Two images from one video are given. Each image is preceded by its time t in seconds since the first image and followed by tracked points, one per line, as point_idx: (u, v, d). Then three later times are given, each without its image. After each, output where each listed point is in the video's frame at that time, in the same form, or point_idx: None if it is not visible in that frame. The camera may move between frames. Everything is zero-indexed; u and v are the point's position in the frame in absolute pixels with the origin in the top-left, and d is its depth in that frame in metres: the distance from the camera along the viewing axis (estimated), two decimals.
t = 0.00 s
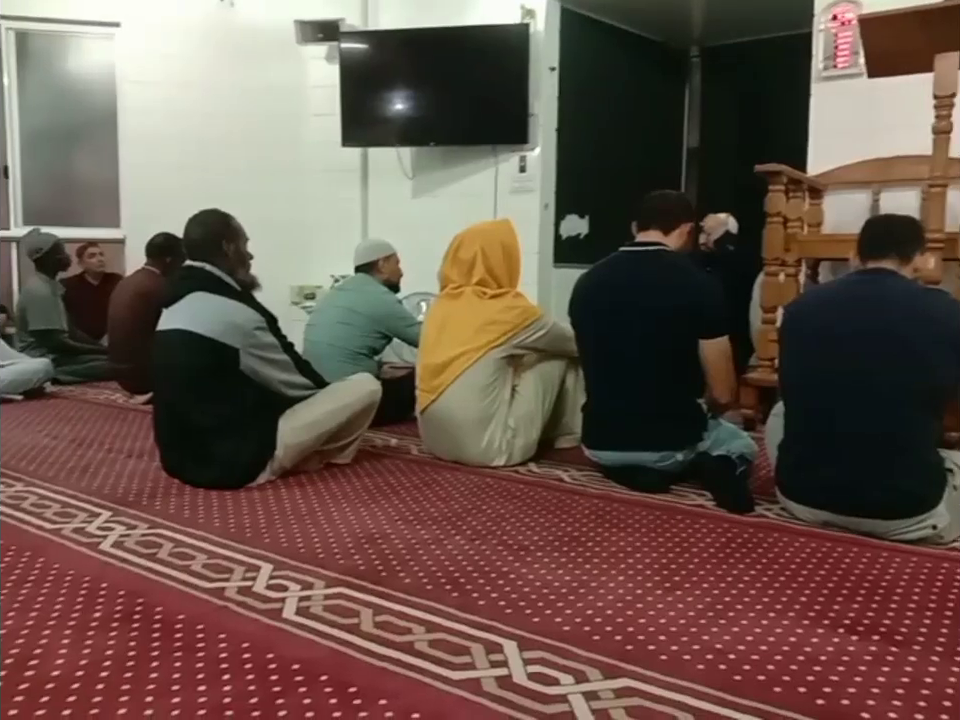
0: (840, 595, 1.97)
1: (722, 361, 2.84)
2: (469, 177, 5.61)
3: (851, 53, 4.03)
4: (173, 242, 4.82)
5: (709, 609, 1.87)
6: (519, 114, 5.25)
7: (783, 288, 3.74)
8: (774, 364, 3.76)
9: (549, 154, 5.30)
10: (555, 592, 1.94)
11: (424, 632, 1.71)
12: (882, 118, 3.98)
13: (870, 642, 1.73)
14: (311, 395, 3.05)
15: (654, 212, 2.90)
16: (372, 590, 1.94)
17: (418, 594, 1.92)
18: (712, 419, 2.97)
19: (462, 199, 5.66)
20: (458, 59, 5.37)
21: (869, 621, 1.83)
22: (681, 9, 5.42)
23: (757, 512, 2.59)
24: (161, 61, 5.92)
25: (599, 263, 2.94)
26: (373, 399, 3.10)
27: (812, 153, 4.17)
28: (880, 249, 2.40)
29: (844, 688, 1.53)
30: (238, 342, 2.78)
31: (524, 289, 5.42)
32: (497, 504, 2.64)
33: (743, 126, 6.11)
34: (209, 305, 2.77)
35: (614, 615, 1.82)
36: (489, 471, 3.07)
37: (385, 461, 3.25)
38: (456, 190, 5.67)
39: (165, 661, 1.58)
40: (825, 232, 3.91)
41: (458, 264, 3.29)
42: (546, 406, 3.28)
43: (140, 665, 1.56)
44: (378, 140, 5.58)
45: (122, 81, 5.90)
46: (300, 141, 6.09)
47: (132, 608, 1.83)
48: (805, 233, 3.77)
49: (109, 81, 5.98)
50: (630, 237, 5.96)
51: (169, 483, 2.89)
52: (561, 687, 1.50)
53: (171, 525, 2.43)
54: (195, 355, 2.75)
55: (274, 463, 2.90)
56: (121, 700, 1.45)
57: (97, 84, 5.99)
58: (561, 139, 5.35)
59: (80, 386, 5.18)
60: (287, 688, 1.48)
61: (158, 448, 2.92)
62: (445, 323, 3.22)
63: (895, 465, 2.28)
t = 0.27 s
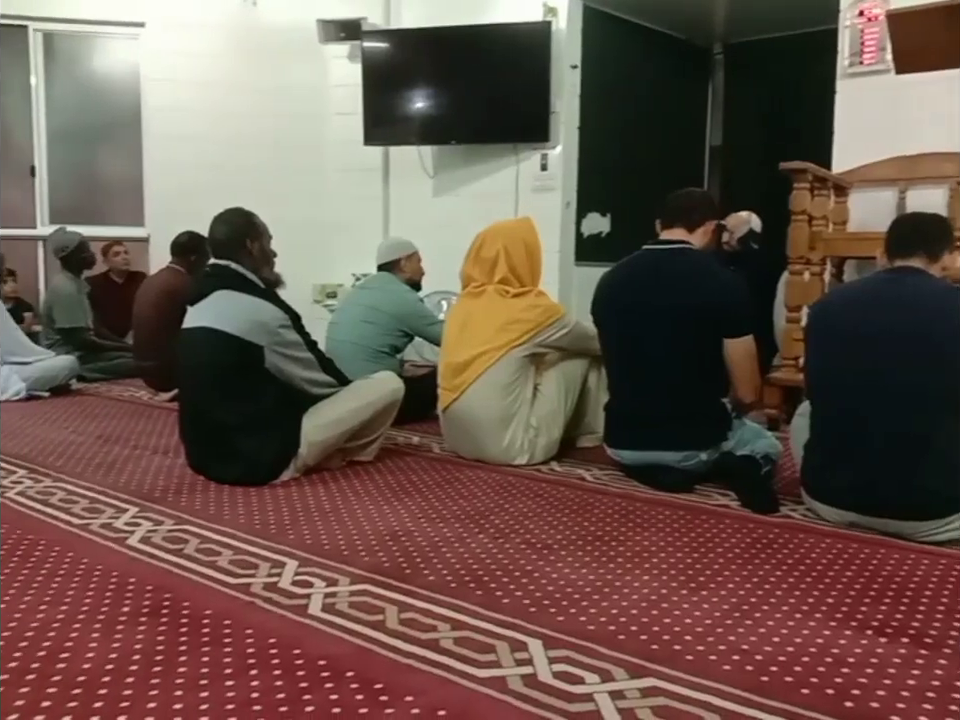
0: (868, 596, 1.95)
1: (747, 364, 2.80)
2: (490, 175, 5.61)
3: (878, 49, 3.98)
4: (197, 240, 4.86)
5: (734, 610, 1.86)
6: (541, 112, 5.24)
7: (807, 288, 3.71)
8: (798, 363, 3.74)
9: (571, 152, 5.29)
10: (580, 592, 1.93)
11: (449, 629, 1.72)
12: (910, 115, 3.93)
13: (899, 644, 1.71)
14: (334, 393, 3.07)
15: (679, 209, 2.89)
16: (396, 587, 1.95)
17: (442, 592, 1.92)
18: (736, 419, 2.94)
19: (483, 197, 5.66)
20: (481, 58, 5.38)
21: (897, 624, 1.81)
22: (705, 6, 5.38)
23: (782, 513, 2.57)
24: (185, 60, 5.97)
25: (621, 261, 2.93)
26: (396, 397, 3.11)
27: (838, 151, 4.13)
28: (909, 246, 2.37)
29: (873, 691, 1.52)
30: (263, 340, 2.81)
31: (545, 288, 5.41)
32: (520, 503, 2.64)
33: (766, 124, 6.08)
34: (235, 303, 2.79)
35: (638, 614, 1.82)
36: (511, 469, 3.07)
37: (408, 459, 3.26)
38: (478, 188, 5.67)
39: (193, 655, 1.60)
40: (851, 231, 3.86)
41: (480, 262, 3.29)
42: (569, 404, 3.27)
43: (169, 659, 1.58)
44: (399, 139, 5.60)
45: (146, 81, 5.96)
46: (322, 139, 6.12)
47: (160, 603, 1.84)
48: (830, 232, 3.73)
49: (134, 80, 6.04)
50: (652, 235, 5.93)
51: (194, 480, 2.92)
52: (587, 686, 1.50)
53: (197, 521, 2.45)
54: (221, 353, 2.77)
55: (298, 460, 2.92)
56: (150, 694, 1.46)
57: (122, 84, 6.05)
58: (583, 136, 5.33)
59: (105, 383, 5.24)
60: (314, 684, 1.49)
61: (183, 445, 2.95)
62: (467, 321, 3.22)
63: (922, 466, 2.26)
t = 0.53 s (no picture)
0: (903, 611, 1.93)
1: (779, 372, 2.79)
2: (519, 183, 5.64)
3: (912, 56, 3.94)
4: (231, 248, 4.92)
5: (767, 622, 1.84)
6: (570, 120, 5.25)
7: (840, 297, 3.68)
8: (830, 373, 3.71)
9: (600, 160, 5.29)
10: (611, 601, 1.93)
11: (481, 637, 1.73)
12: (945, 122, 3.88)
13: (936, 660, 1.69)
14: (365, 399, 3.09)
15: (712, 218, 2.87)
16: (427, 593, 1.96)
17: (473, 599, 1.93)
18: (767, 429, 2.92)
19: (511, 205, 5.68)
20: (511, 66, 5.41)
21: (935, 640, 1.78)
22: (736, 14, 5.37)
23: (814, 525, 2.55)
24: (219, 70, 6.06)
25: (651, 270, 2.92)
26: (425, 403, 3.14)
27: (871, 159, 4.09)
28: (946, 257, 2.34)
29: (910, 707, 1.50)
30: (296, 347, 2.84)
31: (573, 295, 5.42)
32: (549, 511, 2.64)
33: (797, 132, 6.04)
34: (269, 309, 2.83)
35: (670, 625, 1.81)
36: (539, 477, 3.08)
37: (437, 466, 3.27)
38: (506, 196, 5.69)
39: (229, 658, 1.62)
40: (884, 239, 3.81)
41: (510, 270, 3.30)
42: (597, 412, 3.27)
43: (206, 662, 1.61)
44: (428, 147, 5.66)
45: (181, 90, 6.06)
46: (352, 147, 6.18)
47: (195, 605, 1.87)
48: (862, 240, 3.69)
49: (169, 90, 6.15)
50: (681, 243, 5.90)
51: (227, 484, 2.96)
52: (619, 696, 1.50)
53: (231, 525, 2.48)
54: (255, 359, 2.81)
55: (329, 466, 2.95)
56: (187, 695, 1.49)
57: (157, 93, 6.16)
58: (613, 144, 5.33)
59: (138, 387, 5.32)
60: (348, 689, 1.50)
61: (216, 449, 2.99)
62: (497, 329, 3.23)
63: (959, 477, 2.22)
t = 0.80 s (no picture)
0: (939, 624, 1.89)
1: (810, 379, 2.75)
2: (545, 189, 5.64)
3: (947, 61, 3.88)
4: (261, 252, 4.95)
5: (799, 633, 1.82)
6: (598, 126, 5.24)
7: (871, 303, 3.63)
8: (861, 382, 3.67)
9: (627, 165, 5.28)
10: (640, 610, 1.92)
11: (510, 643, 1.72)
12: None
13: None
14: (393, 404, 3.10)
15: (743, 225, 2.85)
16: (457, 599, 1.96)
17: (502, 605, 1.93)
18: (798, 438, 2.90)
19: (538, 210, 5.69)
20: (538, 73, 5.42)
21: None
22: (766, 20, 5.34)
23: (846, 535, 2.51)
24: (248, 77, 6.13)
25: (681, 275, 2.91)
26: (453, 408, 3.14)
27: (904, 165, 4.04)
28: None
29: None
30: (326, 351, 2.87)
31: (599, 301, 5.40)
32: (576, 518, 2.64)
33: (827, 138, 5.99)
34: (300, 314, 2.85)
35: (700, 634, 1.80)
36: (566, 484, 3.07)
37: (464, 471, 3.28)
38: (533, 202, 5.70)
39: (260, 660, 1.63)
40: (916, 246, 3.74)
41: (539, 275, 3.30)
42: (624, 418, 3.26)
43: (237, 662, 1.62)
44: (455, 153, 5.69)
45: (212, 97, 6.14)
46: (379, 153, 6.22)
47: (227, 607, 1.89)
48: (895, 247, 3.64)
49: (199, 96, 6.23)
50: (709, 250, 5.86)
51: (256, 487, 2.98)
52: (650, 706, 1.49)
53: (261, 527, 2.51)
54: (285, 363, 2.83)
55: (357, 469, 2.96)
56: (220, 696, 1.50)
57: (187, 99, 6.24)
58: (640, 150, 5.32)
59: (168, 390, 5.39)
60: (378, 693, 1.51)
61: (246, 452, 3.01)
62: (524, 333, 3.23)
63: None
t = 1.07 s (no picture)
0: None
1: (841, 386, 2.73)
2: (572, 194, 5.64)
3: None
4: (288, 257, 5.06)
5: (831, 644, 1.80)
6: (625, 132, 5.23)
7: (902, 311, 3.58)
8: (892, 390, 3.63)
9: (654, 170, 5.26)
10: (669, 618, 1.91)
11: (538, 649, 1.72)
12: None
13: None
14: (420, 409, 3.12)
15: (775, 230, 2.83)
16: (484, 604, 1.96)
17: (530, 611, 1.93)
18: (829, 447, 2.87)
19: (564, 216, 5.69)
20: (566, 78, 5.42)
21: None
22: (795, 25, 5.29)
23: (877, 545, 2.48)
24: (277, 83, 6.20)
25: (713, 281, 2.89)
26: (480, 414, 3.15)
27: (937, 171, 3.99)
28: None
29: None
30: (355, 356, 2.89)
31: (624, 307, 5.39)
32: (604, 525, 2.63)
33: (858, 145, 5.93)
34: (329, 319, 2.88)
35: (730, 644, 1.79)
36: (593, 491, 3.06)
37: (490, 477, 3.29)
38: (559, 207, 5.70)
39: (291, 662, 1.65)
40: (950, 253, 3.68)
41: (574, 282, 3.27)
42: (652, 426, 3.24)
43: (268, 664, 1.64)
44: (481, 159, 5.71)
45: (241, 104, 6.22)
46: (406, 159, 6.25)
47: (257, 609, 1.91)
48: (928, 255, 3.59)
49: (229, 102, 6.31)
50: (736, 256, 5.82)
51: (284, 489, 3.01)
52: (680, 715, 1.49)
53: (289, 530, 2.53)
54: (315, 368, 2.85)
55: (384, 473, 2.98)
56: (251, 697, 1.51)
57: (217, 105, 6.31)
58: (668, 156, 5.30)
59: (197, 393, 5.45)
60: (408, 697, 1.51)
61: (274, 454, 3.04)
62: (556, 339, 3.22)
63: None
